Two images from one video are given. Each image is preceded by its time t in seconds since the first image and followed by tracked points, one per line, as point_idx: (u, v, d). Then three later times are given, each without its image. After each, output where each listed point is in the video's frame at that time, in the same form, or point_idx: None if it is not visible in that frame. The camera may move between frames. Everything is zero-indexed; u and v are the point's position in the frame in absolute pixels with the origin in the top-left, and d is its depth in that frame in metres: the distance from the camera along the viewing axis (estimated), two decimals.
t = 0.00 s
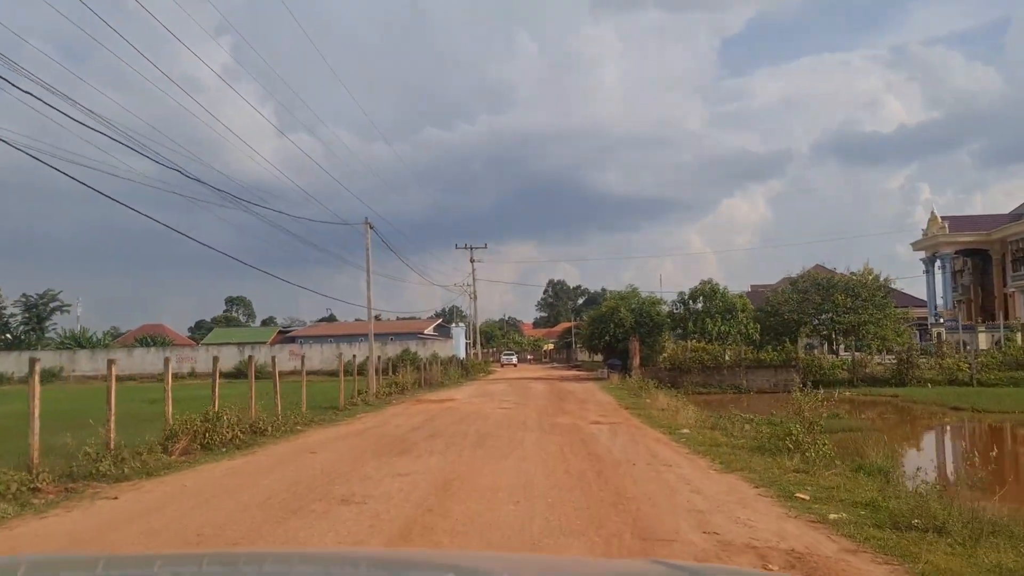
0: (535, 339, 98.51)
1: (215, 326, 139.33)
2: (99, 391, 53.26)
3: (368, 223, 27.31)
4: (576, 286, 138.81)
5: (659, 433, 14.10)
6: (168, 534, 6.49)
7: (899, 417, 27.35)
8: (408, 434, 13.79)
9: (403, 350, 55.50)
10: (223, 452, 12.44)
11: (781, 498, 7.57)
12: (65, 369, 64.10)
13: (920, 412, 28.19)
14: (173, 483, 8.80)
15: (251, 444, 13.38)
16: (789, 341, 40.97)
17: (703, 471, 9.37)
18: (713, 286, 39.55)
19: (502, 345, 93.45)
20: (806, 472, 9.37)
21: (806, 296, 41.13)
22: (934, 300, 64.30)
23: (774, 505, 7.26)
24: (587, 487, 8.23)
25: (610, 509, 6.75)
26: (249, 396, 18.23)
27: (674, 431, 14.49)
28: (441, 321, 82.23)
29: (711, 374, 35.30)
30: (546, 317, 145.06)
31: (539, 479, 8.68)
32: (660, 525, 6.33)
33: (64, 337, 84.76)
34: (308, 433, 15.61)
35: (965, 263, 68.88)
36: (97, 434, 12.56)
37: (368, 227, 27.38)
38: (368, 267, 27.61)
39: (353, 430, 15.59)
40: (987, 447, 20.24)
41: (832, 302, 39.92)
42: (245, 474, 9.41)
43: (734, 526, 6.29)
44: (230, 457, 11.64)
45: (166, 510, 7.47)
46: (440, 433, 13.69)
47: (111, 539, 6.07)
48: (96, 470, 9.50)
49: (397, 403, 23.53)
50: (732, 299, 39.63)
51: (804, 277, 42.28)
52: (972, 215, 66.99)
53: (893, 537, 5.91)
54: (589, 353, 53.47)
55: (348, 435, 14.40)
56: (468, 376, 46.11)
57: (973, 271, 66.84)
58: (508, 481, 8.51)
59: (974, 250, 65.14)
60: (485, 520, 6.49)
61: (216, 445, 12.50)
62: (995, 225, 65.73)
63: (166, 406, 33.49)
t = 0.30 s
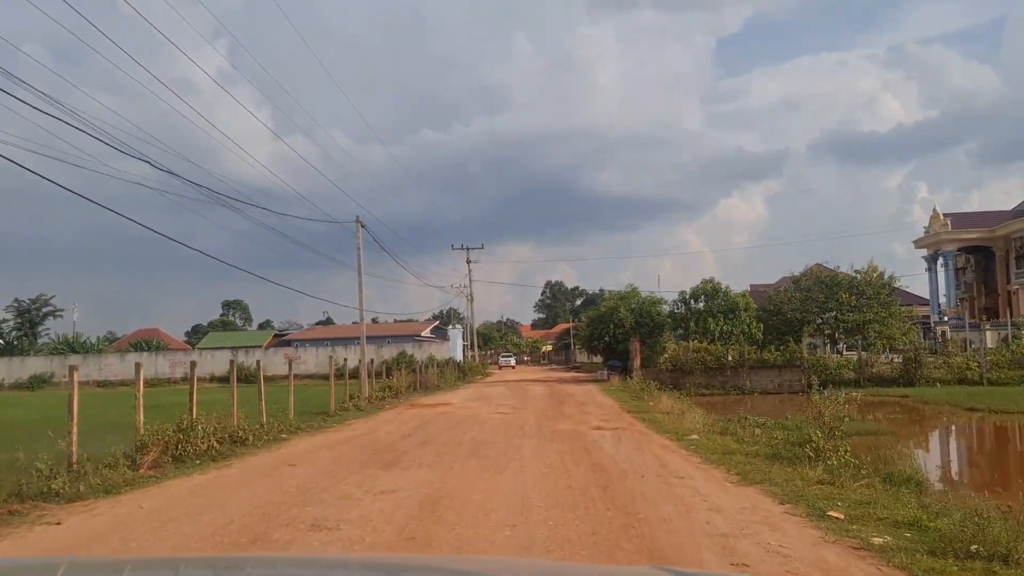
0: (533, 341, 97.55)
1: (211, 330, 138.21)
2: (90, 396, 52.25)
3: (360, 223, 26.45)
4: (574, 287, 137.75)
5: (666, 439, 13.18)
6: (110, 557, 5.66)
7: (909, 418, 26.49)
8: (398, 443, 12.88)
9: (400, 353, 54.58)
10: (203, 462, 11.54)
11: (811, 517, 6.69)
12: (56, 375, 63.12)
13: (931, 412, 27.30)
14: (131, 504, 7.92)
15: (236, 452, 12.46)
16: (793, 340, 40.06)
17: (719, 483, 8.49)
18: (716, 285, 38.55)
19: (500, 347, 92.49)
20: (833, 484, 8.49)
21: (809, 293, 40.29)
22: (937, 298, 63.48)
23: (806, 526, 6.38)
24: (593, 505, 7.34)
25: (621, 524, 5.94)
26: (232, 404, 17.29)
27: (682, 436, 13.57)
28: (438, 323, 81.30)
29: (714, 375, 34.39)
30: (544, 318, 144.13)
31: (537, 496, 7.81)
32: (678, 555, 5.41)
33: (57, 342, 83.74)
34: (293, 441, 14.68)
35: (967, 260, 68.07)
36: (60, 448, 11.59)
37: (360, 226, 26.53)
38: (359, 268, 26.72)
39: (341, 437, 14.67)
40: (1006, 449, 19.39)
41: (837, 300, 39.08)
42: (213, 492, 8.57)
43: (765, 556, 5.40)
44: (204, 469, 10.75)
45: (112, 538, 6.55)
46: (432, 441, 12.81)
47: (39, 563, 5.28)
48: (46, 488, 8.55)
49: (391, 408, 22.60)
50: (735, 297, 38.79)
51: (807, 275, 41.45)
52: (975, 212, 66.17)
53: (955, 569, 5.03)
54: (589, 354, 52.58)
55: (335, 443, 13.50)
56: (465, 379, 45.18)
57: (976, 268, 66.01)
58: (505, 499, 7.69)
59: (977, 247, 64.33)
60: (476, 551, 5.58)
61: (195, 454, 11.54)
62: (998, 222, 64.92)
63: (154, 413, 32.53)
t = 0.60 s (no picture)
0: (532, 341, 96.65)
1: (207, 330, 137.26)
2: (80, 398, 51.34)
3: (351, 218, 25.59)
4: (572, 286, 136.79)
5: (672, 443, 12.30)
6: None
7: (919, 419, 25.64)
8: (384, 449, 12.01)
9: (395, 354, 53.68)
10: (172, 470, 10.66)
11: (850, 540, 5.82)
12: (46, 376, 62.17)
13: (941, 413, 26.45)
14: (74, 523, 7.00)
15: (210, 460, 11.59)
16: (796, 340, 39.19)
17: (736, 497, 7.64)
18: (718, 284, 38.04)
19: (498, 347, 91.59)
20: (864, 498, 7.64)
21: (813, 292, 39.48)
22: (940, 296, 62.66)
23: (846, 552, 5.51)
24: (597, 525, 6.46)
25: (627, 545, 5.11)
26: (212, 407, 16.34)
27: (689, 441, 12.68)
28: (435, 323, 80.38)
29: (717, 376, 33.50)
30: (542, 318, 143.27)
31: (535, 513, 6.97)
32: None
33: (50, 342, 82.79)
34: (275, 447, 13.81)
35: (971, 259, 67.26)
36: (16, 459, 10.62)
37: (351, 221, 25.67)
38: (350, 265, 25.85)
39: (325, 443, 13.81)
40: None
41: (841, 298, 38.27)
42: (173, 508, 7.73)
43: None
44: (172, 478, 9.87)
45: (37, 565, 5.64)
46: (420, 447, 11.94)
47: None
48: None
49: (382, 411, 21.72)
50: (738, 296, 38.35)
51: (811, 273, 40.62)
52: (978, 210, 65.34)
53: None
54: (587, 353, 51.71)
55: (318, 449, 12.63)
56: (461, 379, 44.24)
57: (979, 267, 65.17)
58: (498, 515, 6.87)
59: (980, 245, 63.50)
60: None
61: (163, 463, 10.68)
62: (1002, 219, 64.09)
63: (141, 414, 31.61)
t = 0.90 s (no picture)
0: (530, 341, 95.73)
1: (204, 330, 136.30)
2: (71, 398, 50.51)
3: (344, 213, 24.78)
4: (571, 286, 135.85)
5: (680, 451, 11.48)
6: None
7: (928, 420, 24.87)
8: (369, 458, 11.19)
9: (392, 354, 52.84)
10: (137, 481, 9.84)
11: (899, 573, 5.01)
12: (38, 377, 61.33)
13: (952, 414, 25.64)
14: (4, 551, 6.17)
15: (181, 469, 10.76)
16: (799, 339, 38.40)
17: (757, 517, 6.83)
18: (720, 282, 37.83)
19: (497, 347, 90.83)
20: (901, 518, 6.83)
21: (816, 291, 38.76)
22: (943, 296, 61.92)
23: None
24: (601, 553, 5.66)
25: None
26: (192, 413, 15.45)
27: (698, 447, 11.85)
28: (432, 322, 79.53)
29: (719, 376, 32.68)
30: (541, 319, 142.51)
31: (531, 538, 6.16)
32: None
33: (44, 343, 81.90)
34: (254, 454, 12.95)
35: (974, 257, 66.39)
36: None
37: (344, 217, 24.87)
38: (342, 262, 25.04)
39: (309, 449, 12.98)
40: None
41: (846, 297, 37.54)
42: (124, 530, 6.88)
43: None
44: (134, 491, 9.05)
45: None
46: (408, 456, 11.12)
47: None
48: None
49: (374, 413, 20.88)
50: (740, 295, 37.83)
51: (814, 271, 39.89)
52: (981, 208, 64.59)
53: None
54: (587, 353, 50.93)
55: (299, 456, 11.80)
56: (458, 380, 43.42)
57: (982, 266, 64.45)
58: (489, 542, 6.05)
59: (983, 244, 62.73)
60: None
61: (128, 473, 9.85)
62: (1006, 218, 63.32)
63: (129, 416, 30.78)
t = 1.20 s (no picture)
0: (529, 342, 94.76)
1: (199, 328, 134.90)
2: (60, 395, 49.54)
3: (335, 206, 23.87)
4: (570, 287, 134.88)
5: (689, 460, 10.58)
6: None
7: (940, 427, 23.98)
8: (351, 465, 10.25)
9: (388, 354, 51.88)
10: (93, 489, 8.85)
11: None
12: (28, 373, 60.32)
13: (964, 422, 24.76)
14: None
15: (144, 476, 9.77)
16: (803, 342, 37.55)
17: (784, 543, 5.95)
18: (724, 283, 37.02)
19: (495, 347, 89.89)
20: (949, 546, 5.95)
21: (821, 293, 37.93)
22: (947, 301, 61.03)
23: None
24: None
25: None
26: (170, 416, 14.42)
27: (708, 457, 10.94)
28: (430, 322, 78.59)
29: (722, 380, 31.81)
30: (540, 320, 141.56)
31: (524, 566, 5.25)
32: None
33: (36, 338, 80.87)
34: (230, 459, 11.96)
35: (979, 262, 65.49)
36: None
37: (335, 210, 23.98)
38: (334, 257, 24.13)
39: (289, 454, 12.05)
40: None
41: (852, 300, 36.70)
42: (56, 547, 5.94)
43: None
44: (84, 503, 8.06)
45: None
46: (393, 464, 10.18)
47: None
48: None
49: (364, 415, 19.95)
50: (744, 297, 36.97)
51: (819, 273, 39.07)
52: (987, 212, 63.72)
53: None
54: (586, 355, 50.01)
55: (276, 462, 10.86)
56: (455, 381, 42.48)
57: (987, 271, 63.56)
58: (472, 567, 5.13)
59: (989, 248, 61.85)
60: None
61: (83, 481, 8.83)
62: (1012, 222, 62.43)
63: (114, 414, 29.83)
